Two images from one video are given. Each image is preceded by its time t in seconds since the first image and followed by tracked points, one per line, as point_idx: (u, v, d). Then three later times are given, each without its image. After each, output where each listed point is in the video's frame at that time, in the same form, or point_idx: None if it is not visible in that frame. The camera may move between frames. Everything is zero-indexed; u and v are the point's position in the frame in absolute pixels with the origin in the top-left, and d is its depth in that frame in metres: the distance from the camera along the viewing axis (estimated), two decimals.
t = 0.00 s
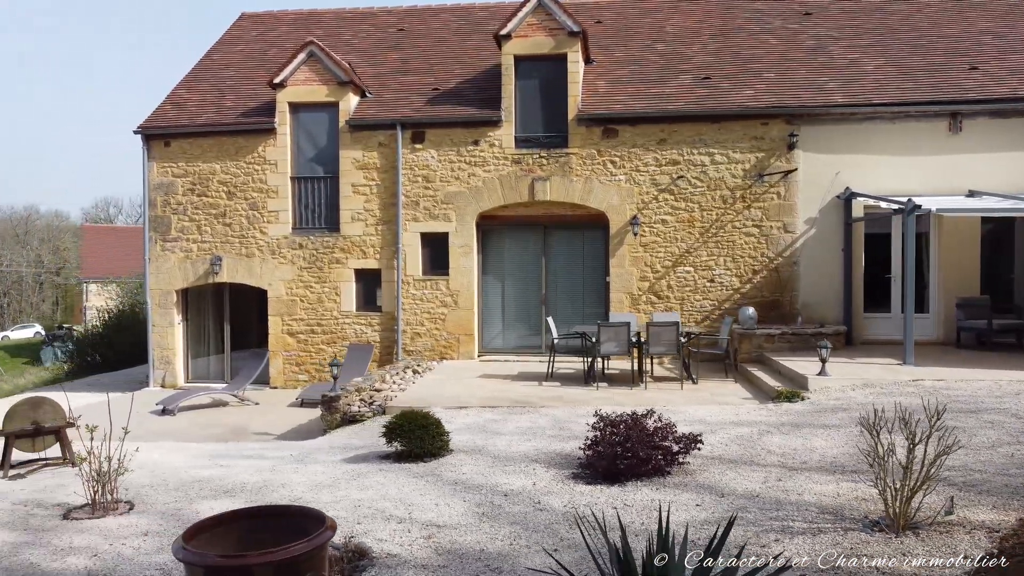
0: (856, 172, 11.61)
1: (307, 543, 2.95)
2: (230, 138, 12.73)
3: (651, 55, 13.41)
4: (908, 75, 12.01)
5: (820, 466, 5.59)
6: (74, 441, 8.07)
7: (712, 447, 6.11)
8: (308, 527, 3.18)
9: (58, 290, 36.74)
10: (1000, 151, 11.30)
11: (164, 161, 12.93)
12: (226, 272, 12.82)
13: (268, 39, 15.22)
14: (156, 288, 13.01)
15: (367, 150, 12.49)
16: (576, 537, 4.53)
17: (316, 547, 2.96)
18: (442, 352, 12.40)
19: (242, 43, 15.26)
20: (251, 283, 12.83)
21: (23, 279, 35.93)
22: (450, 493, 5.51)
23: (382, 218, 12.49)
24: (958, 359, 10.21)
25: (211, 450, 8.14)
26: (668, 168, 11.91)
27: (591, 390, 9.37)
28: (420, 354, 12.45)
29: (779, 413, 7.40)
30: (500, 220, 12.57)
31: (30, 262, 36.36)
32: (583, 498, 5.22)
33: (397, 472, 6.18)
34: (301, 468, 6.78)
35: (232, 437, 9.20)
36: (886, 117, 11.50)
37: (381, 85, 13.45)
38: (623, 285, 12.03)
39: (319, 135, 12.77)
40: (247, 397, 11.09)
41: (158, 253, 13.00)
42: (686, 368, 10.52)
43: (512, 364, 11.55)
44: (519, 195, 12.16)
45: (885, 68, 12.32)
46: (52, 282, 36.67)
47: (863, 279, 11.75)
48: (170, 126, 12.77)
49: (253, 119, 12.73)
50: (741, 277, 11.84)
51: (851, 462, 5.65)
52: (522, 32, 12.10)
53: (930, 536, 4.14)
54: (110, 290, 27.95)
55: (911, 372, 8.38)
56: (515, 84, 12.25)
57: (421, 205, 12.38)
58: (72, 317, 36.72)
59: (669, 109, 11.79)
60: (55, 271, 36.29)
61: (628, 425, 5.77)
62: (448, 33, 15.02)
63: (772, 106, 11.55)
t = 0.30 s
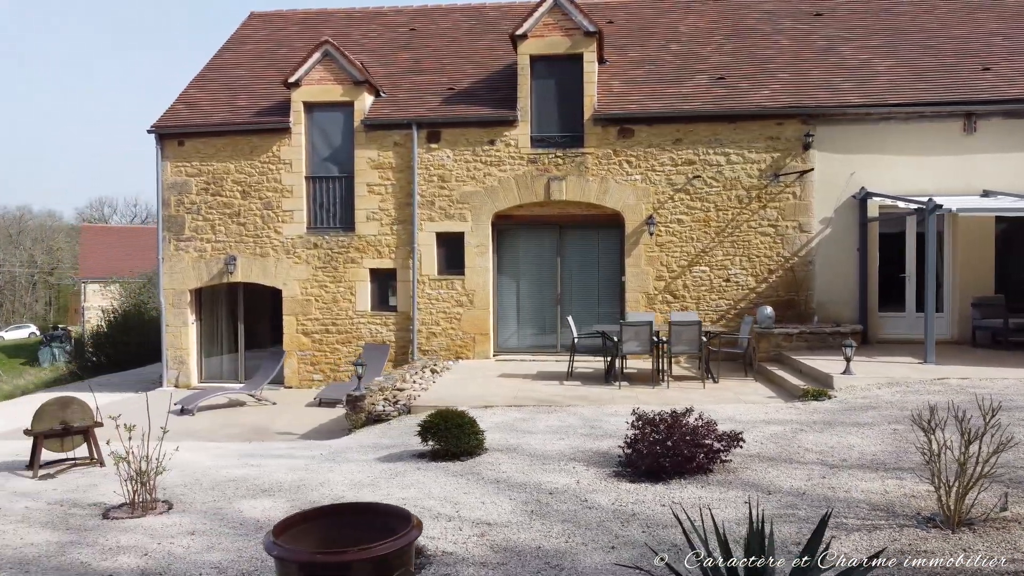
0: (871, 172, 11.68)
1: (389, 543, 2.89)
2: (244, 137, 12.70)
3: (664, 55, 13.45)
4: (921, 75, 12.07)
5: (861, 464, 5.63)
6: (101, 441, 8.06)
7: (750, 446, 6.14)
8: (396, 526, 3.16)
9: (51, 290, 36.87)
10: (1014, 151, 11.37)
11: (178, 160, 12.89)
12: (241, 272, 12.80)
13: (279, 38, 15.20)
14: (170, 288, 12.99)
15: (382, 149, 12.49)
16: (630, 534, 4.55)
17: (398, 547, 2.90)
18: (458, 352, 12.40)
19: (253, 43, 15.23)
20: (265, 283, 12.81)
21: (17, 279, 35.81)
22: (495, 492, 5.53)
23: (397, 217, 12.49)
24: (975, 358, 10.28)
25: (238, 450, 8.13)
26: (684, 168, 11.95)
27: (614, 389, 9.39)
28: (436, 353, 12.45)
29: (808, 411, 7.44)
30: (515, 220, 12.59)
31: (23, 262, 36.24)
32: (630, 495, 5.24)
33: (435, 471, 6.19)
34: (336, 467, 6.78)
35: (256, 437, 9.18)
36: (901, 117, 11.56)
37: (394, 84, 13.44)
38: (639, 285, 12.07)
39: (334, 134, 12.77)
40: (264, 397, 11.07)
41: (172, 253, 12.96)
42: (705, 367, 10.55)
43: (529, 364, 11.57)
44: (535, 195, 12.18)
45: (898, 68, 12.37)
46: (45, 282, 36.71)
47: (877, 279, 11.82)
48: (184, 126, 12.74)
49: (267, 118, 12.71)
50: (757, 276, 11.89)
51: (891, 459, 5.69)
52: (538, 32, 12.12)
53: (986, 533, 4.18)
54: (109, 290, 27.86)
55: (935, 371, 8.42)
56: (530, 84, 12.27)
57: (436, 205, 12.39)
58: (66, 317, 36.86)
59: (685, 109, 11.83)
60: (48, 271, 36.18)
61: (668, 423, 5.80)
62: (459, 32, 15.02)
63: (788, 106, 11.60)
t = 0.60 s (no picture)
0: (887, 172, 11.74)
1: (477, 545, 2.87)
2: (259, 137, 12.68)
3: (678, 55, 13.49)
4: (936, 76, 12.14)
5: (902, 461, 5.67)
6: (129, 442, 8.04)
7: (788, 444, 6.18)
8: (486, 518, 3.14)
9: (44, 290, 36.78)
10: None
11: (192, 159, 12.86)
12: (256, 271, 12.78)
13: (290, 38, 15.19)
14: (184, 288, 12.96)
15: (398, 149, 12.50)
16: (687, 532, 4.58)
17: (486, 550, 2.88)
18: (474, 351, 12.41)
19: (264, 42, 15.21)
20: (280, 283, 12.79)
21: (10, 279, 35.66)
22: (540, 490, 5.55)
23: (413, 217, 12.49)
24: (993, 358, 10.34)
25: (267, 450, 8.12)
26: (700, 168, 11.99)
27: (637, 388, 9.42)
28: (452, 353, 12.46)
29: (837, 410, 7.49)
30: (531, 220, 12.61)
31: (17, 262, 36.08)
32: (678, 493, 5.27)
33: (474, 470, 6.21)
34: (373, 466, 6.79)
35: (281, 436, 9.18)
36: (916, 118, 11.63)
37: (409, 84, 13.45)
38: (655, 285, 12.10)
39: (349, 134, 12.76)
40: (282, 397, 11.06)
41: (186, 253, 12.93)
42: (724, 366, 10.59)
43: (547, 363, 11.60)
44: (552, 194, 12.20)
45: (913, 69, 12.44)
46: (39, 282, 36.63)
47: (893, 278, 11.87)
48: (198, 125, 12.71)
49: (282, 118, 12.69)
50: (773, 276, 11.93)
51: (931, 456, 5.73)
52: (555, 33, 12.14)
53: None
54: (107, 291, 27.80)
55: (959, 370, 8.48)
56: (547, 84, 12.29)
57: (452, 204, 12.40)
58: (61, 317, 36.77)
59: (702, 109, 11.87)
60: (42, 271, 36.11)
61: (709, 420, 5.83)
62: (471, 32, 15.03)
63: (805, 107, 11.66)
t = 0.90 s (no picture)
0: (900, 172, 11.82)
1: (568, 544, 2.85)
2: (273, 136, 12.65)
3: (690, 55, 13.54)
4: (948, 77, 12.23)
5: (941, 459, 5.72)
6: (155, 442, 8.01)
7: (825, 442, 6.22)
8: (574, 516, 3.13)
9: (34, 291, 36.53)
10: None
11: (205, 158, 12.81)
12: (269, 271, 12.76)
13: (300, 37, 15.16)
14: (197, 288, 12.92)
15: (412, 148, 12.50)
16: (741, 530, 4.61)
17: (576, 550, 2.87)
18: (489, 351, 12.42)
19: (274, 41, 15.18)
20: (294, 282, 12.77)
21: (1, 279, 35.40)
22: (585, 488, 5.57)
23: (428, 216, 12.49)
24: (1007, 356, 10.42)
25: (294, 449, 8.10)
26: (715, 168, 12.04)
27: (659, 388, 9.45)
28: (466, 352, 12.46)
29: (865, 408, 7.54)
30: (546, 219, 12.63)
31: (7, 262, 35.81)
32: (724, 491, 5.30)
33: (513, 469, 6.22)
34: (408, 465, 6.79)
35: (304, 436, 9.16)
36: (929, 119, 11.72)
37: (422, 83, 13.45)
38: (670, 284, 12.14)
39: (363, 133, 12.75)
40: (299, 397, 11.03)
41: (199, 252, 12.88)
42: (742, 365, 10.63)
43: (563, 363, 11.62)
44: (567, 194, 12.22)
45: (924, 70, 12.53)
46: (29, 282, 36.30)
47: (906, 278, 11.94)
48: (212, 124, 12.67)
49: (296, 117, 12.66)
50: (787, 275, 11.99)
51: (970, 454, 5.78)
52: (570, 32, 12.17)
53: None
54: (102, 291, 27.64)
55: (981, 368, 8.55)
56: (561, 84, 12.32)
57: (467, 204, 12.41)
58: (51, 318, 36.54)
59: (717, 109, 11.91)
60: (32, 271, 35.88)
61: (751, 419, 5.86)
62: (482, 32, 15.04)
63: (819, 107, 11.72)
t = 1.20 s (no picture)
0: (903, 173, 11.98)
1: (657, 538, 2.87)
2: (278, 135, 12.59)
3: (693, 56, 13.63)
4: (948, 79, 12.41)
5: (969, 454, 5.82)
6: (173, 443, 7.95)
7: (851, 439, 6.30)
8: (658, 511, 3.17)
9: (12, 291, 35.93)
10: None
11: (209, 157, 12.72)
12: (274, 270, 12.70)
13: (301, 35, 15.09)
14: (200, 287, 12.83)
15: (418, 147, 12.49)
16: (786, 524, 4.67)
17: (665, 544, 2.88)
18: (495, 350, 12.43)
19: (275, 39, 15.09)
20: (299, 282, 12.71)
21: None
22: (622, 485, 5.61)
23: (434, 216, 12.49)
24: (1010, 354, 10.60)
25: (314, 449, 8.07)
26: (720, 168, 12.13)
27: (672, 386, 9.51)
28: (473, 352, 12.47)
29: (882, 405, 7.64)
30: (553, 219, 12.68)
31: None
32: (761, 487, 5.36)
33: (545, 467, 6.25)
34: (435, 464, 6.79)
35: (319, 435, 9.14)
36: (931, 120, 11.88)
37: (426, 83, 13.44)
38: (676, 284, 12.22)
39: (369, 132, 12.72)
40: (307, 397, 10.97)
41: (202, 251, 12.79)
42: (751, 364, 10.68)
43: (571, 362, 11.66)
44: (573, 194, 12.26)
45: (925, 72, 12.70)
46: (7, 283, 35.69)
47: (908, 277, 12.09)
48: (216, 122, 12.58)
49: (301, 116, 12.61)
50: (792, 275, 12.11)
51: (996, 450, 5.88)
52: (576, 33, 12.21)
53: None
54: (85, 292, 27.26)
55: (991, 366, 8.69)
56: (568, 84, 12.36)
57: (474, 204, 12.41)
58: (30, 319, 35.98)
59: (723, 109, 12.00)
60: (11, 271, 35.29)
61: (782, 416, 5.92)
62: (484, 32, 15.04)
63: (824, 109, 11.84)
